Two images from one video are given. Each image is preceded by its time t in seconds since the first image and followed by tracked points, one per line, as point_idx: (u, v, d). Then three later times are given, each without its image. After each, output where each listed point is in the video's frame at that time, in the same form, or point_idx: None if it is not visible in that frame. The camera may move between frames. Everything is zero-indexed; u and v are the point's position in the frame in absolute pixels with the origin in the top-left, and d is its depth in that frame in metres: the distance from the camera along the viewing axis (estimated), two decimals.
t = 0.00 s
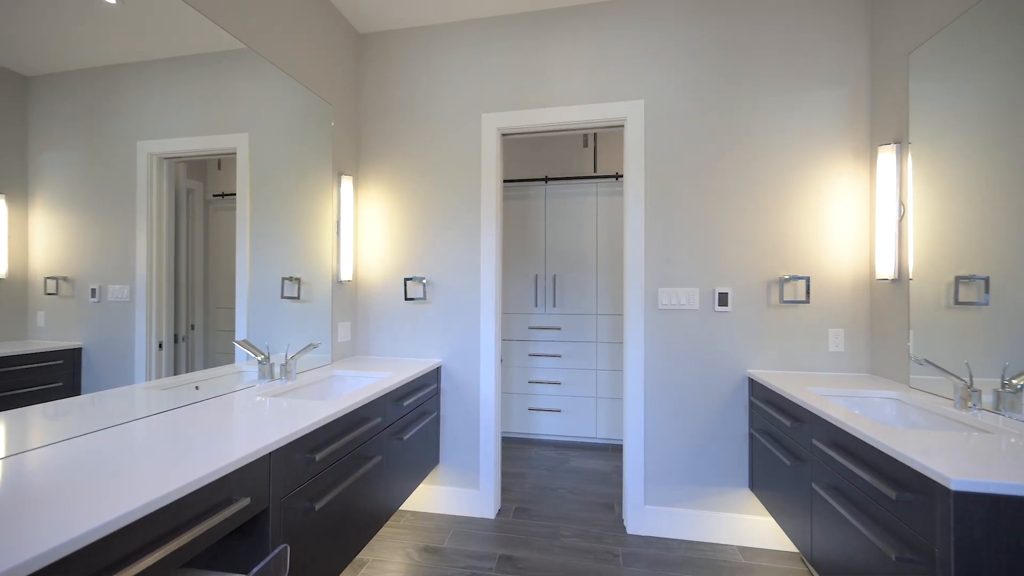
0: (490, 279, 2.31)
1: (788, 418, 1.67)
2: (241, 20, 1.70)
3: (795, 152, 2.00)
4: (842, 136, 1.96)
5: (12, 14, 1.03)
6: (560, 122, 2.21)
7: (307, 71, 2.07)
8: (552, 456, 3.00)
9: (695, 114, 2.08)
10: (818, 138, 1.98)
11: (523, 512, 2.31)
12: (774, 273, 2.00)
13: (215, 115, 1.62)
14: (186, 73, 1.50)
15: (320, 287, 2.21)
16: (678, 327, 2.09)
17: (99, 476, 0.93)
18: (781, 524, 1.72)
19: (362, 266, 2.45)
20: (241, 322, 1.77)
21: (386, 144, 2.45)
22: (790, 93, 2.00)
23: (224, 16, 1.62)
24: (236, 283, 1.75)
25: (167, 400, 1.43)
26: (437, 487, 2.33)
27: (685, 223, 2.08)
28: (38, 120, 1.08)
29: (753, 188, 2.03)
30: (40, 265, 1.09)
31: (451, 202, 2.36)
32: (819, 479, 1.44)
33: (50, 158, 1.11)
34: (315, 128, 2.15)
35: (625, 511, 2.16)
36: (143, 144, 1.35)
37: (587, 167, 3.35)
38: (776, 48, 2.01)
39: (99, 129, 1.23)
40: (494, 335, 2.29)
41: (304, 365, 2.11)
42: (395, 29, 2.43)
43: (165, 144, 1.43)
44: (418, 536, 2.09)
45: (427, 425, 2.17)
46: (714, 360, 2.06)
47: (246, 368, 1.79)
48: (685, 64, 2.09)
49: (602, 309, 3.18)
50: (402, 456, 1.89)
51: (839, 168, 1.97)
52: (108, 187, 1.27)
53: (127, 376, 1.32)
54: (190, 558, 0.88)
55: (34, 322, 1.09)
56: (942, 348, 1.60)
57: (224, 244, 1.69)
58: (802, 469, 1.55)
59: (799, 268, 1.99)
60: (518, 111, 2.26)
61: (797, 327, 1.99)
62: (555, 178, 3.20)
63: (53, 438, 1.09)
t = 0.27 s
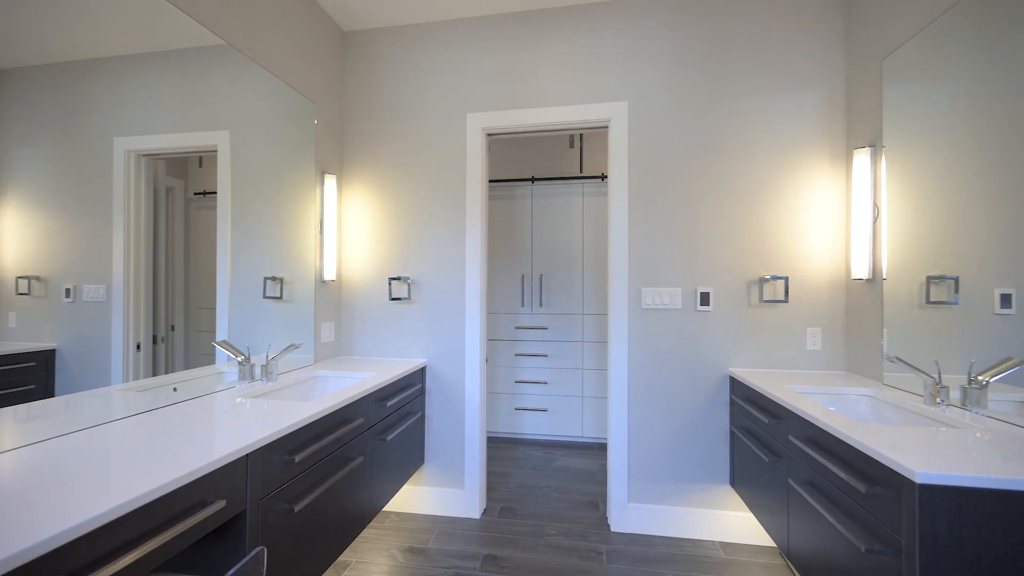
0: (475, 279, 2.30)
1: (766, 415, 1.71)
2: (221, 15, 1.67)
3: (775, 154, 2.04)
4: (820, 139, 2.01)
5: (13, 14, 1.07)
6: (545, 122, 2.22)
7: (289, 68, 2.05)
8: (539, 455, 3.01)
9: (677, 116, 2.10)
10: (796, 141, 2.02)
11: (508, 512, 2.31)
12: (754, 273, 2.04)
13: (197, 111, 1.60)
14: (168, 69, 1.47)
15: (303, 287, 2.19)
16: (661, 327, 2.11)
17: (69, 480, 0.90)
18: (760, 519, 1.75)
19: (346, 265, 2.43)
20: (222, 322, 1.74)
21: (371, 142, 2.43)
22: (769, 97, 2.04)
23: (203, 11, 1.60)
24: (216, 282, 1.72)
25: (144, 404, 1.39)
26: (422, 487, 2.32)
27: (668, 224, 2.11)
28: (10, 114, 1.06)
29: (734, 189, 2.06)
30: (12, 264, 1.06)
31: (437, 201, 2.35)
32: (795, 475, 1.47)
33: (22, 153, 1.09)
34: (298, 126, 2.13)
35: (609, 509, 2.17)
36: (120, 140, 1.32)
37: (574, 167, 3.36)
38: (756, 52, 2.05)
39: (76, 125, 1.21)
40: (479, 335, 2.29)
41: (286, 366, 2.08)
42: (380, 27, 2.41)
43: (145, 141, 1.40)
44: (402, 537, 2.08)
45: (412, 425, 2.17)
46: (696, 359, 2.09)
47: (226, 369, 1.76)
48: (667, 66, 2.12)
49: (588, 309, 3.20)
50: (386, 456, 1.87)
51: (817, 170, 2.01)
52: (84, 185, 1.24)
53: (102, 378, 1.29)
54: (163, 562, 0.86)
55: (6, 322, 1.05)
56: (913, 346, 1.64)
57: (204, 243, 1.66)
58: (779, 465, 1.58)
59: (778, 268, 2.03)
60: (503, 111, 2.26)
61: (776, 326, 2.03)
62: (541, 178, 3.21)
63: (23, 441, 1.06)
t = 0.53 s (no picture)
0: (460, 279, 2.30)
1: (745, 412, 1.74)
2: (200, 11, 1.64)
3: (755, 156, 2.08)
4: (798, 142, 2.05)
5: (12, 14, 1.10)
6: (529, 123, 2.23)
7: (270, 65, 2.02)
8: (525, 454, 3.01)
9: (659, 118, 2.13)
10: (776, 143, 2.06)
11: (493, 511, 2.31)
12: (735, 273, 2.07)
13: (176, 108, 1.57)
14: (147, 66, 1.46)
15: (285, 287, 2.16)
16: (644, 326, 2.13)
17: (38, 482, 0.88)
18: (739, 515, 1.78)
19: (330, 264, 2.41)
20: (202, 322, 1.71)
21: (355, 141, 2.41)
22: (748, 100, 2.08)
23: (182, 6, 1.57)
24: (196, 282, 1.69)
25: (119, 405, 1.37)
26: (407, 488, 2.31)
27: (651, 224, 2.13)
28: None
29: (715, 190, 2.09)
30: None
31: (421, 201, 2.34)
32: (772, 470, 1.50)
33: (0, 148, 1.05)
34: (280, 123, 2.10)
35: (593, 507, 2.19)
36: (94, 136, 1.29)
37: (559, 167, 3.38)
38: (736, 56, 2.09)
39: (55, 120, 1.18)
40: (464, 334, 2.29)
41: (268, 366, 2.05)
42: (364, 25, 2.40)
43: (119, 137, 1.38)
44: (386, 538, 2.07)
45: (396, 425, 2.15)
46: (679, 358, 2.12)
47: (205, 371, 1.72)
48: (650, 68, 2.14)
49: (574, 308, 3.22)
50: (369, 457, 1.86)
51: (795, 173, 2.05)
52: (59, 181, 1.21)
53: (77, 380, 1.26)
54: (134, 566, 0.85)
55: None
56: (886, 345, 1.69)
57: (183, 241, 1.63)
58: (758, 461, 1.61)
59: (758, 268, 2.07)
60: (488, 112, 2.27)
61: (755, 325, 2.07)
62: (527, 178, 3.22)
63: None
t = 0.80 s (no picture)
0: (445, 278, 2.29)
1: (725, 410, 1.77)
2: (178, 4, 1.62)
3: (735, 157, 2.11)
4: (777, 144, 2.09)
5: (12, 14, 1.13)
6: (514, 122, 2.23)
7: (251, 61, 1.99)
8: (512, 454, 3.02)
9: (642, 119, 2.15)
10: (756, 145, 2.10)
11: (478, 511, 2.31)
12: (716, 272, 2.11)
13: (153, 104, 1.54)
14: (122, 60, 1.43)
15: (266, 286, 2.12)
16: (627, 325, 2.16)
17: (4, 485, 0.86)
18: (720, 511, 1.81)
19: (313, 263, 2.39)
20: (180, 323, 1.67)
21: (338, 139, 2.39)
22: (729, 103, 2.11)
23: None
24: (174, 281, 1.65)
25: (92, 408, 1.33)
26: (390, 489, 2.30)
27: (634, 224, 2.15)
28: None
29: (697, 190, 2.12)
30: None
31: (405, 200, 2.33)
32: (749, 466, 1.53)
33: None
34: (261, 120, 2.07)
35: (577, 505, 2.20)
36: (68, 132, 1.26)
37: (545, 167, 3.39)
38: (717, 59, 2.12)
39: (32, 116, 1.16)
40: (449, 334, 2.29)
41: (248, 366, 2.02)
42: (348, 22, 2.38)
43: (93, 132, 1.35)
44: (369, 539, 2.06)
45: (379, 425, 2.13)
46: (662, 356, 2.14)
47: (184, 372, 1.69)
48: (634, 70, 2.16)
49: (560, 308, 3.23)
50: (351, 458, 1.84)
51: (774, 174, 2.09)
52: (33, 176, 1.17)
53: (49, 382, 1.23)
54: (104, 569, 0.83)
55: None
56: (860, 343, 1.73)
57: (161, 239, 1.60)
58: (736, 457, 1.64)
59: (738, 268, 2.10)
60: (472, 111, 2.27)
61: (736, 324, 2.10)
62: (513, 178, 3.22)
63: None
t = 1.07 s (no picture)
0: (429, 278, 2.29)
1: (705, 407, 1.80)
2: None
3: (716, 159, 2.14)
4: (757, 146, 2.13)
5: (13, 13, 1.17)
6: (499, 122, 2.23)
7: (231, 57, 1.96)
8: (498, 454, 3.02)
9: (625, 120, 2.18)
10: (736, 147, 2.14)
11: (462, 510, 2.31)
12: (698, 272, 2.14)
13: (130, 100, 1.51)
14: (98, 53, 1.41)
15: (247, 285, 2.09)
16: (610, 324, 2.17)
17: None
18: (700, 507, 1.83)
19: (295, 263, 2.36)
20: (158, 323, 1.63)
21: (321, 137, 2.36)
22: (710, 105, 2.14)
23: None
24: (152, 280, 1.62)
25: (64, 410, 1.30)
26: (374, 490, 2.28)
27: (618, 224, 2.17)
28: None
29: (679, 190, 2.15)
30: None
31: (390, 199, 2.32)
32: (728, 462, 1.55)
33: None
34: (242, 117, 2.04)
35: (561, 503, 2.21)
36: (42, 127, 1.24)
37: (531, 167, 3.40)
38: (699, 61, 2.15)
39: (7, 110, 1.14)
40: (433, 334, 2.28)
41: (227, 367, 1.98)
42: (331, 19, 2.35)
43: (69, 127, 1.32)
44: (352, 540, 2.04)
45: (362, 425, 2.12)
46: (644, 355, 2.16)
47: (160, 373, 1.65)
48: (617, 71, 2.18)
49: (546, 307, 3.25)
50: (332, 459, 1.83)
51: (754, 176, 2.13)
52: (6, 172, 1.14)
53: (19, 384, 1.19)
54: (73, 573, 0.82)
55: None
56: (836, 341, 1.77)
57: (138, 237, 1.56)
58: (715, 453, 1.67)
59: (719, 267, 2.14)
60: (457, 111, 2.26)
61: (716, 323, 2.14)
62: (499, 178, 3.22)
63: None
